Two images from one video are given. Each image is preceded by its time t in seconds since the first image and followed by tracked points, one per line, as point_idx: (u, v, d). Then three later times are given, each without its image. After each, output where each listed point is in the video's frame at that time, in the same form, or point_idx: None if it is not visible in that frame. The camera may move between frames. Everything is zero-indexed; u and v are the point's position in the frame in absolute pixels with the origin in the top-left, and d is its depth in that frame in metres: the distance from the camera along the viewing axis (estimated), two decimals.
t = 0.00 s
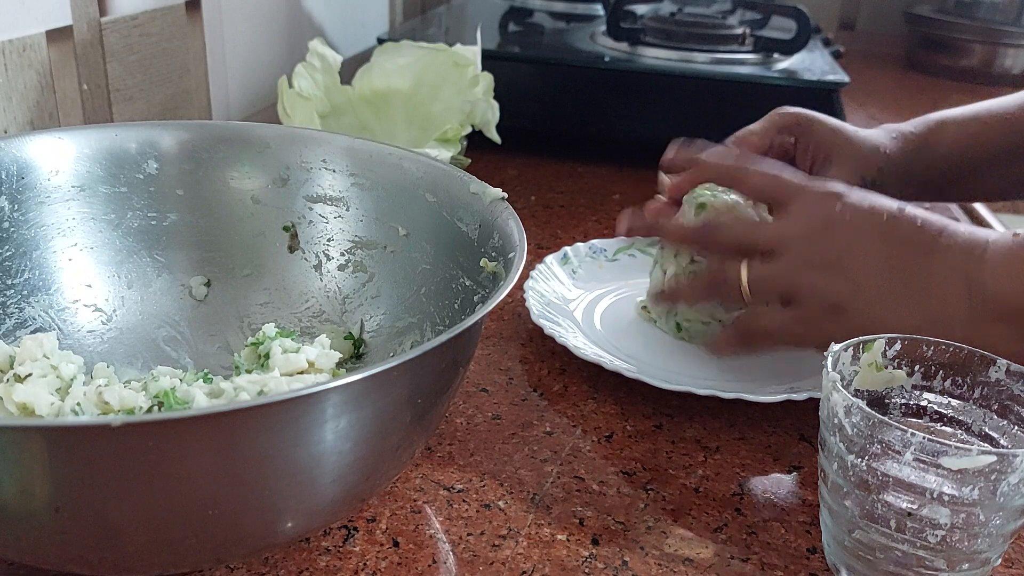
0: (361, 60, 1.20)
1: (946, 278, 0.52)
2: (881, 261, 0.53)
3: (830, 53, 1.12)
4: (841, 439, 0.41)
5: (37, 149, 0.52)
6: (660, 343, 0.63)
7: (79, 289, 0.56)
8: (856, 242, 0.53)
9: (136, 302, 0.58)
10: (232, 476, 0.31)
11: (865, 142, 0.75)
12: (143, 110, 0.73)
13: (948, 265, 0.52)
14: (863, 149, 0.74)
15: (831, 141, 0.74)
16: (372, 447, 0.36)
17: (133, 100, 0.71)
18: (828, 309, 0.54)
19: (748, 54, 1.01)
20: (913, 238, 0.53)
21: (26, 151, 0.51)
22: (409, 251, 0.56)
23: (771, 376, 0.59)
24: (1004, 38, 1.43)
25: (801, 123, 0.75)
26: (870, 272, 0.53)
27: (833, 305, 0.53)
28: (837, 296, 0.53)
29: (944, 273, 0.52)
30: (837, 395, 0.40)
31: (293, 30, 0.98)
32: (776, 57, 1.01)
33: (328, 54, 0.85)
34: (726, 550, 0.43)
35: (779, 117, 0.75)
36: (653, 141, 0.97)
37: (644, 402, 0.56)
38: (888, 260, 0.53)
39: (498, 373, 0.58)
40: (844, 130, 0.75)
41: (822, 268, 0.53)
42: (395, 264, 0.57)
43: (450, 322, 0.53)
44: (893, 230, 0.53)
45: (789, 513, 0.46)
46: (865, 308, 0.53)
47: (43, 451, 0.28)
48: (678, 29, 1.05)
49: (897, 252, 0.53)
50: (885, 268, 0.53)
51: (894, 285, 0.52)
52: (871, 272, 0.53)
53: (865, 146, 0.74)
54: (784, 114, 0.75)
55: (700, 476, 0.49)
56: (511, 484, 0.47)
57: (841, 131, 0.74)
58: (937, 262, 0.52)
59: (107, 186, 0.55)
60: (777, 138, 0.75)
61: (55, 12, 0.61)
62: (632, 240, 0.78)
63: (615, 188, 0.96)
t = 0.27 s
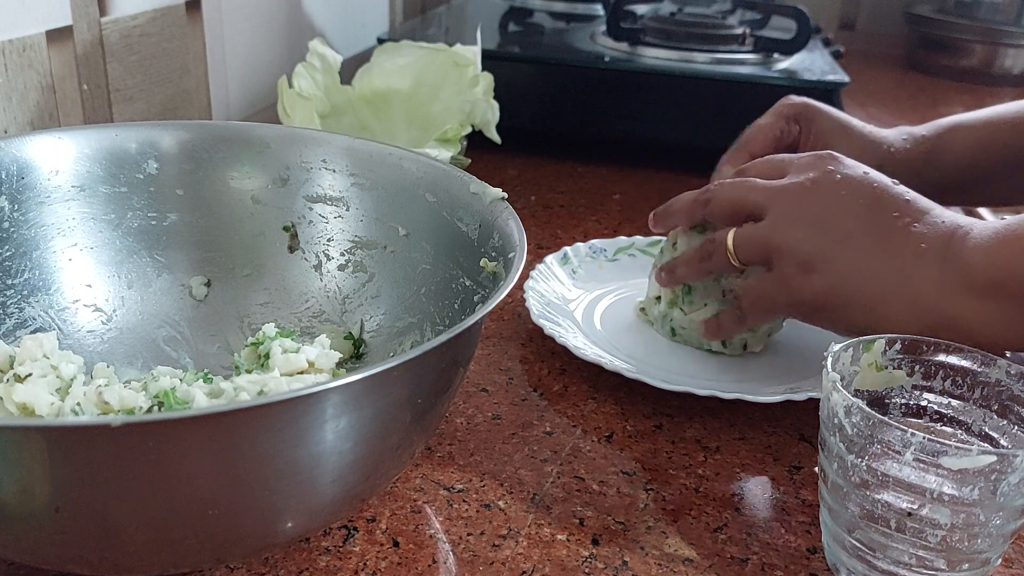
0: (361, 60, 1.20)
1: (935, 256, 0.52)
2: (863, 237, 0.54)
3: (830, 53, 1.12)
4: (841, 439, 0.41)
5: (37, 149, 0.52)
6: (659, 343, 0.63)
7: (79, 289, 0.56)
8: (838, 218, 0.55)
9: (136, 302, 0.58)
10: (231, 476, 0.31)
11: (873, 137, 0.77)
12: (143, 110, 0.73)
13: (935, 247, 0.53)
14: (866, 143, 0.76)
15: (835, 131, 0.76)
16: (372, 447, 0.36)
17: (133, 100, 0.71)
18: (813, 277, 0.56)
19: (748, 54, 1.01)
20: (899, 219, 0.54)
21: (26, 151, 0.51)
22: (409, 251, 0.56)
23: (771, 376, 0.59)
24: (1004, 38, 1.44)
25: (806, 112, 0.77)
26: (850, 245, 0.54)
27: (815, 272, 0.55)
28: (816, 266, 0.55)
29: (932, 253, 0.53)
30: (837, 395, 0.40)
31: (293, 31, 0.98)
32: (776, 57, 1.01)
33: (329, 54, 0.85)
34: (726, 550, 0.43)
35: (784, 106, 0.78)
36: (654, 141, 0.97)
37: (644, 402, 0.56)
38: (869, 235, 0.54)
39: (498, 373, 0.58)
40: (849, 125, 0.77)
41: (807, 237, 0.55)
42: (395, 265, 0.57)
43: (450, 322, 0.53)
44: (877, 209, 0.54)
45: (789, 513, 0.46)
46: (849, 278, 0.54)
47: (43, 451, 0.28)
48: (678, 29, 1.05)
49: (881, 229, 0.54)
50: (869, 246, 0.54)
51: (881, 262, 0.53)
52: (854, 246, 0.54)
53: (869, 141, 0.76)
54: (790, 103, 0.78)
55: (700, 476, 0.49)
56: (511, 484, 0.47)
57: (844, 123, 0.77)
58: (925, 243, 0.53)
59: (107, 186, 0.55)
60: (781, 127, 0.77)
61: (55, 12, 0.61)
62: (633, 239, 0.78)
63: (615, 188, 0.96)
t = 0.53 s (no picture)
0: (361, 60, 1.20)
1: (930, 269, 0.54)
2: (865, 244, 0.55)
3: (830, 53, 1.12)
4: (841, 439, 0.41)
5: (37, 149, 0.52)
6: (659, 342, 0.63)
7: (79, 289, 0.56)
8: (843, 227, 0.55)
9: (136, 302, 0.58)
10: (231, 476, 0.31)
11: (884, 145, 0.75)
12: (143, 110, 0.73)
13: (932, 260, 0.54)
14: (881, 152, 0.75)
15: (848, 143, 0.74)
16: (372, 447, 0.36)
17: (133, 100, 0.71)
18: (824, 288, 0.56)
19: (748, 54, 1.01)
20: (905, 231, 0.55)
21: (26, 151, 0.51)
22: (409, 251, 0.56)
23: (770, 377, 0.59)
24: (1004, 38, 1.45)
25: (822, 119, 0.75)
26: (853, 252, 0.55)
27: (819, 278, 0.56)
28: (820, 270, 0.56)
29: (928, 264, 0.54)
30: (837, 395, 0.40)
31: (293, 31, 0.98)
32: (776, 57, 1.01)
33: (329, 54, 0.85)
34: (726, 550, 0.43)
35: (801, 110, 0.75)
36: (654, 141, 0.97)
37: (644, 402, 0.56)
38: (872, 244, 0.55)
39: (498, 373, 0.58)
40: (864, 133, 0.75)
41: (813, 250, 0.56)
42: (395, 265, 0.57)
43: (450, 322, 0.53)
44: (882, 218, 0.55)
45: (789, 513, 0.46)
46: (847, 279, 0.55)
47: (43, 450, 0.28)
48: (678, 29, 1.05)
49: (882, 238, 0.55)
50: (871, 253, 0.55)
51: (881, 268, 0.54)
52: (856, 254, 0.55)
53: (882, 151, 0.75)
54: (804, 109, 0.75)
55: (700, 476, 0.49)
56: (511, 484, 0.47)
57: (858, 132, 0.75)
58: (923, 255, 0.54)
59: (107, 186, 0.55)
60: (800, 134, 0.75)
61: (55, 12, 0.61)
62: (633, 239, 0.78)
63: (615, 188, 0.96)
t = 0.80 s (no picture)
0: (361, 60, 1.20)
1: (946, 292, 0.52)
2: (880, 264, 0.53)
3: (830, 52, 1.12)
4: (841, 439, 0.41)
5: (37, 150, 0.52)
6: (659, 342, 0.63)
7: (79, 289, 0.56)
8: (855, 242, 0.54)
9: (136, 302, 0.58)
10: (231, 476, 0.31)
11: (867, 160, 0.76)
12: (143, 110, 0.73)
13: (947, 280, 0.53)
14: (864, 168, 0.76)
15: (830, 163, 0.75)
16: (372, 447, 0.36)
17: (133, 100, 0.71)
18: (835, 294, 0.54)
19: (748, 54, 1.01)
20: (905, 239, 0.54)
21: (26, 151, 0.51)
22: (409, 251, 0.56)
23: (770, 376, 0.59)
24: (1004, 38, 1.45)
25: (800, 142, 0.77)
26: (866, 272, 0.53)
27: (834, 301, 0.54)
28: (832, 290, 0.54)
29: (943, 284, 0.53)
30: (837, 395, 0.40)
31: (293, 31, 0.98)
32: (776, 57, 1.01)
33: (329, 54, 0.85)
34: (726, 550, 0.43)
35: (778, 137, 0.77)
36: (654, 141, 0.97)
37: (645, 402, 0.56)
38: (886, 266, 0.53)
39: (498, 374, 0.58)
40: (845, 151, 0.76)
41: (824, 283, 0.54)
42: (395, 264, 0.57)
43: (450, 322, 0.53)
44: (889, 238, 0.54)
45: (789, 512, 0.46)
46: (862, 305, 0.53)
47: (43, 450, 0.28)
48: (678, 29, 1.05)
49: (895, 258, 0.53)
50: (882, 274, 0.53)
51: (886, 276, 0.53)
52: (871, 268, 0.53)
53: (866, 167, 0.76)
54: (780, 135, 0.77)
55: (700, 476, 0.49)
56: (511, 484, 0.47)
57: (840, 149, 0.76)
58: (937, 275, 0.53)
59: (107, 186, 0.55)
60: (776, 159, 0.77)
61: (55, 12, 0.61)
62: (633, 239, 0.78)
63: (615, 188, 0.96)
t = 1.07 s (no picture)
0: (361, 60, 1.20)
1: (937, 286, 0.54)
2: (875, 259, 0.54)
3: (830, 52, 1.12)
4: (841, 439, 0.41)
5: (37, 149, 0.52)
6: (659, 342, 0.63)
7: (79, 289, 0.56)
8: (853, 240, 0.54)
9: (136, 302, 0.58)
10: (231, 476, 0.31)
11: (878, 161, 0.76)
12: (143, 110, 0.73)
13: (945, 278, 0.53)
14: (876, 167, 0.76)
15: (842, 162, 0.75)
16: (372, 447, 0.36)
17: (133, 100, 0.71)
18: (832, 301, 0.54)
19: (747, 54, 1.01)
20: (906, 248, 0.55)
21: (25, 151, 0.51)
22: (409, 251, 0.56)
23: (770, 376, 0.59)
24: (1005, 38, 1.45)
25: (810, 141, 0.76)
26: (864, 272, 0.54)
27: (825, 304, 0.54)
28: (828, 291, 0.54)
29: (940, 281, 0.54)
30: (837, 395, 0.40)
31: (293, 31, 0.98)
32: (776, 57, 1.01)
33: (328, 54, 0.85)
34: (726, 550, 0.43)
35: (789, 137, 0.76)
36: (654, 141, 0.98)
37: (645, 402, 0.56)
38: (886, 268, 0.54)
39: (498, 374, 0.58)
40: (853, 151, 0.76)
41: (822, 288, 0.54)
42: (395, 264, 0.57)
43: (450, 322, 0.53)
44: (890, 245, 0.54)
45: (789, 512, 0.46)
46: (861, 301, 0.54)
47: (43, 450, 0.28)
48: (678, 29, 1.05)
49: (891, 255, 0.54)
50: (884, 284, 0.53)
51: (888, 285, 0.53)
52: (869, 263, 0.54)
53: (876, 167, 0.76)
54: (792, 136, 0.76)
55: (700, 476, 0.49)
56: (512, 484, 0.47)
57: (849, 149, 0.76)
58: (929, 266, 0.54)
59: (107, 186, 0.55)
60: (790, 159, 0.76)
61: (55, 12, 0.61)
62: (633, 239, 0.78)
63: (615, 188, 0.96)
